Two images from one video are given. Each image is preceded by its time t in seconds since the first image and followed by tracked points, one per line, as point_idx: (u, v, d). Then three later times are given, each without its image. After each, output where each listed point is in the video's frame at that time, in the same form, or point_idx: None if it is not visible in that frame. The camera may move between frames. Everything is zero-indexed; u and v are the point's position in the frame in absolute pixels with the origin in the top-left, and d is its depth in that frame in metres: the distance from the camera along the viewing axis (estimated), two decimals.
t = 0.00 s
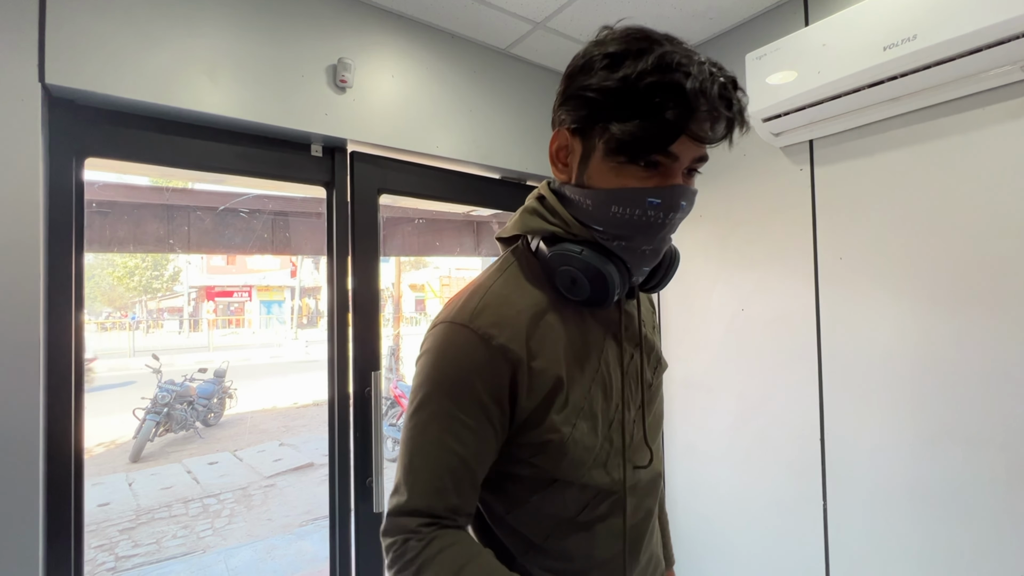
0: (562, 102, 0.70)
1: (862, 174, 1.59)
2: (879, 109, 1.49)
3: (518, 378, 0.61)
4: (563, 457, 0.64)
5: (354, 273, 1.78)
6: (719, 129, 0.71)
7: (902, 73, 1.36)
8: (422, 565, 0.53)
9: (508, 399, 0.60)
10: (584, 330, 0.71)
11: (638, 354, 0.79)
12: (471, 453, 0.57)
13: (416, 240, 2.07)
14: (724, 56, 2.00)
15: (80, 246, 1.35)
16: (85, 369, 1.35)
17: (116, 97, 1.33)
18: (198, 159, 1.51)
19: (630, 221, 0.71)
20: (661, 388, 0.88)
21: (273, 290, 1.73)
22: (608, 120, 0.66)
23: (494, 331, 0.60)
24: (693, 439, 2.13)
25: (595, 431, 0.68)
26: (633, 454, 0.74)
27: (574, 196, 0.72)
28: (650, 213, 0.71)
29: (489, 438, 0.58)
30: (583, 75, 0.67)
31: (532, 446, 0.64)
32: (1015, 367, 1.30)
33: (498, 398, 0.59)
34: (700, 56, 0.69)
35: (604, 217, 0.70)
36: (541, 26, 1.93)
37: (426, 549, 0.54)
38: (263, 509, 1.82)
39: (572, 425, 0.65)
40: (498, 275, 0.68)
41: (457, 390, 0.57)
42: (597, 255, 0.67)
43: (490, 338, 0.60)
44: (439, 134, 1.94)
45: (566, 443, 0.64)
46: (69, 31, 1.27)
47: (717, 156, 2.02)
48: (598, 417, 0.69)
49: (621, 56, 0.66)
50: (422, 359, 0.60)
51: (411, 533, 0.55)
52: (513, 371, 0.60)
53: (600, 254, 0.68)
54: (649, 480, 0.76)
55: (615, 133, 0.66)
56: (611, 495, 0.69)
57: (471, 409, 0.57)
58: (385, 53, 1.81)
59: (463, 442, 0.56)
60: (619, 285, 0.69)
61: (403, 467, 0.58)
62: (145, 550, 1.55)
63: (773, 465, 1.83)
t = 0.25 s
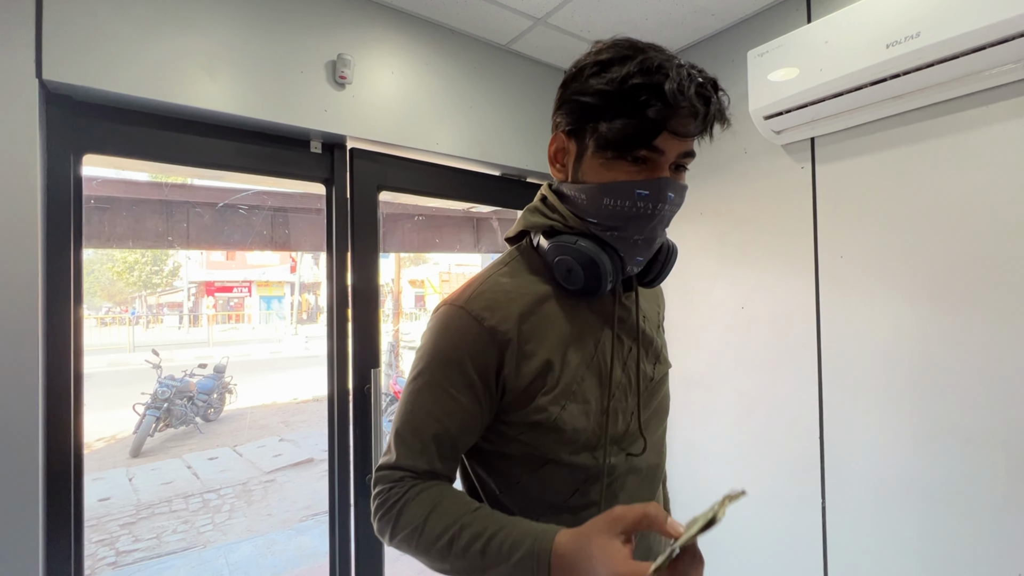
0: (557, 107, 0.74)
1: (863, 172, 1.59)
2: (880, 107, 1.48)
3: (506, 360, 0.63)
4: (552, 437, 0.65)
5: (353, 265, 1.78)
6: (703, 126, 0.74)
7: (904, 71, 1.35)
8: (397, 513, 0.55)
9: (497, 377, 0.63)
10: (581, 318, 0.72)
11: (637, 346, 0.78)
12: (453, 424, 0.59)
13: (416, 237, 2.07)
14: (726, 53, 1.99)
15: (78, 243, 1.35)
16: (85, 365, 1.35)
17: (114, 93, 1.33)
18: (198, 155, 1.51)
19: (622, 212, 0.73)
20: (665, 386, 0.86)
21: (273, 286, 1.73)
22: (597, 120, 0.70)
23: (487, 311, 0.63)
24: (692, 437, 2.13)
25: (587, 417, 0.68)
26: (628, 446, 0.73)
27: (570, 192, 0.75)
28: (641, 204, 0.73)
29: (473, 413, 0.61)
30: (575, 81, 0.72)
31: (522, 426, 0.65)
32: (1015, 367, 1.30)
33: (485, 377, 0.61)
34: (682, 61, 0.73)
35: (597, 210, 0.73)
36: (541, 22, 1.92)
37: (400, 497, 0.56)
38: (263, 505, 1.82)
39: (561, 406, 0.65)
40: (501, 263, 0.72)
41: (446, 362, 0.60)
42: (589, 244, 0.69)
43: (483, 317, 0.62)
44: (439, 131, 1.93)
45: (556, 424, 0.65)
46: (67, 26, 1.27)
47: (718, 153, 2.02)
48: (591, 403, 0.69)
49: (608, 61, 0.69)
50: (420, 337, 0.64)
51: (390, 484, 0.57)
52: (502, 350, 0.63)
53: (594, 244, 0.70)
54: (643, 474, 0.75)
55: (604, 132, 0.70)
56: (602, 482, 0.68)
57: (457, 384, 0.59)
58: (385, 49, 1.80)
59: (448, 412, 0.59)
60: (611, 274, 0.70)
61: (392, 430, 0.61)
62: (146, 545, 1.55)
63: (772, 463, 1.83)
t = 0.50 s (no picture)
0: (562, 103, 0.77)
1: (860, 162, 1.59)
2: (878, 96, 1.48)
3: (509, 339, 0.65)
4: (549, 413, 0.67)
5: (348, 260, 1.77)
6: (699, 119, 0.76)
7: (903, 59, 1.34)
8: (408, 474, 0.59)
9: (500, 355, 0.65)
10: (581, 300, 0.73)
11: (639, 333, 0.78)
12: (457, 396, 0.62)
13: (413, 229, 2.06)
14: (724, 42, 1.98)
15: (70, 236, 1.33)
16: (80, 360, 1.34)
17: (105, 82, 1.31)
18: (191, 146, 1.49)
19: (623, 200, 0.75)
20: (666, 376, 0.86)
21: (270, 281, 1.72)
22: (598, 114, 0.72)
23: (493, 291, 0.66)
24: (689, 428, 2.14)
25: (585, 395, 0.69)
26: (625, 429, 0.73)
27: (577, 183, 0.78)
28: (641, 193, 0.75)
29: (478, 387, 0.63)
30: (578, 78, 0.75)
31: (522, 403, 0.67)
32: (1010, 355, 1.31)
33: (489, 355, 0.64)
34: (682, 58, 0.75)
35: (599, 199, 0.76)
36: (538, 11, 1.90)
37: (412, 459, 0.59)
38: (261, 498, 1.83)
39: (559, 383, 0.67)
40: (511, 248, 0.74)
41: (452, 337, 0.63)
42: (592, 229, 0.71)
43: (488, 297, 0.65)
44: (435, 122, 1.92)
45: (553, 401, 0.66)
46: (56, 14, 1.24)
47: (716, 144, 2.01)
48: (589, 381, 0.70)
49: (609, 59, 0.72)
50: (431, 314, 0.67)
51: (402, 448, 0.61)
52: (505, 329, 0.65)
53: (598, 230, 0.72)
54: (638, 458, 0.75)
55: (604, 126, 0.73)
56: (596, 460, 0.69)
57: (463, 359, 0.62)
58: (380, 39, 1.78)
59: (453, 385, 0.61)
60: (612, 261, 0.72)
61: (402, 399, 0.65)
62: (145, 538, 1.56)
63: (769, 453, 1.84)
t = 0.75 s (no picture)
0: (575, 72, 0.79)
1: (855, 130, 1.57)
2: (873, 61, 1.45)
3: (510, 291, 0.66)
4: (544, 366, 0.67)
5: (338, 246, 1.73)
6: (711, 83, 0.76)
7: (899, 22, 1.31)
8: (405, 411, 0.60)
9: (501, 306, 0.66)
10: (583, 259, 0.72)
11: (639, 299, 0.76)
12: (458, 339, 0.62)
13: (403, 211, 2.03)
14: (716, 11, 1.93)
15: (47, 226, 1.29)
16: (64, 353, 1.31)
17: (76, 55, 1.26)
18: (171, 124, 1.45)
19: (634, 162, 0.75)
20: (665, 347, 0.85)
21: (262, 270, 1.69)
22: (611, 79, 0.73)
23: (498, 244, 0.66)
24: (684, 405, 2.14)
25: (581, 351, 0.68)
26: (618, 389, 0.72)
27: (587, 148, 0.78)
28: (652, 156, 0.75)
29: (479, 334, 0.64)
30: (590, 47, 0.76)
31: (519, 355, 0.67)
32: (1003, 322, 1.31)
33: (490, 304, 0.65)
34: (694, 24, 0.76)
35: (609, 161, 0.75)
36: None
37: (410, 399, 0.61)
38: (259, 485, 1.85)
39: (556, 336, 0.67)
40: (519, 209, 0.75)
41: (455, 282, 0.64)
42: (603, 191, 0.71)
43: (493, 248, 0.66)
44: (422, 97, 1.87)
45: (550, 355, 0.66)
46: None
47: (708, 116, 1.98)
48: (585, 338, 0.69)
49: (621, 26, 0.74)
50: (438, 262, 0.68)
51: (400, 388, 0.62)
52: (507, 280, 0.66)
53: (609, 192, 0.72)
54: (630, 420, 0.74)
55: (617, 90, 0.73)
56: (589, 416, 0.69)
57: (466, 307, 0.63)
58: (364, 11, 1.73)
59: (453, 328, 0.62)
60: (620, 223, 0.72)
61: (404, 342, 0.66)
62: (143, 526, 1.57)
63: (763, 426, 1.85)
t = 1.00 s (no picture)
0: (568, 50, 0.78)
1: (850, 116, 1.56)
2: (868, 46, 1.45)
3: (507, 276, 0.65)
4: (542, 352, 0.67)
5: (331, 241, 1.72)
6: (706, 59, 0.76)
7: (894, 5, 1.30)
8: (395, 402, 0.58)
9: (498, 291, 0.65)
10: (579, 244, 0.72)
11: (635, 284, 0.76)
12: (455, 322, 0.61)
13: (397, 202, 2.02)
14: None
15: (36, 218, 1.28)
16: (55, 351, 1.30)
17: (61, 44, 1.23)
18: (161, 115, 1.43)
19: (630, 142, 0.75)
20: (661, 332, 0.85)
21: (258, 267, 1.68)
22: (604, 57, 0.73)
23: (493, 227, 0.66)
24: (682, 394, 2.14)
25: (579, 337, 0.68)
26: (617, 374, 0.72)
27: (582, 128, 0.78)
28: (647, 135, 0.75)
29: (473, 319, 0.63)
30: (584, 23, 0.75)
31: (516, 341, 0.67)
32: (997, 306, 1.31)
33: (487, 288, 0.64)
34: None
35: (605, 142, 0.76)
36: None
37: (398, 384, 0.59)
38: (257, 480, 1.83)
39: (554, 323, 0.66)
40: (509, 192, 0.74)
41: (451, 266, 0.63)
42: (600, 171, 0.71)
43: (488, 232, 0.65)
44: (416, 86, 1.86)
45: (547, 340, 0.66)
46: None
47: (704, 104, 1.97)
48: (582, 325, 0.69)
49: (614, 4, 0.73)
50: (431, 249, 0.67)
51: (390, 376, 0.60)
52: (504, 264, 0.65)
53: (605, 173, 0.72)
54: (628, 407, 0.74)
55: (611, 69, 0.73)
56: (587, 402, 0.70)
57: (461, 290, 0.62)
58: None
59: (449, 312, 0.61)
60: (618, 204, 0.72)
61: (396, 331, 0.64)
62: (141, 522, 1.56)
63: (760, 414, 1.86)
